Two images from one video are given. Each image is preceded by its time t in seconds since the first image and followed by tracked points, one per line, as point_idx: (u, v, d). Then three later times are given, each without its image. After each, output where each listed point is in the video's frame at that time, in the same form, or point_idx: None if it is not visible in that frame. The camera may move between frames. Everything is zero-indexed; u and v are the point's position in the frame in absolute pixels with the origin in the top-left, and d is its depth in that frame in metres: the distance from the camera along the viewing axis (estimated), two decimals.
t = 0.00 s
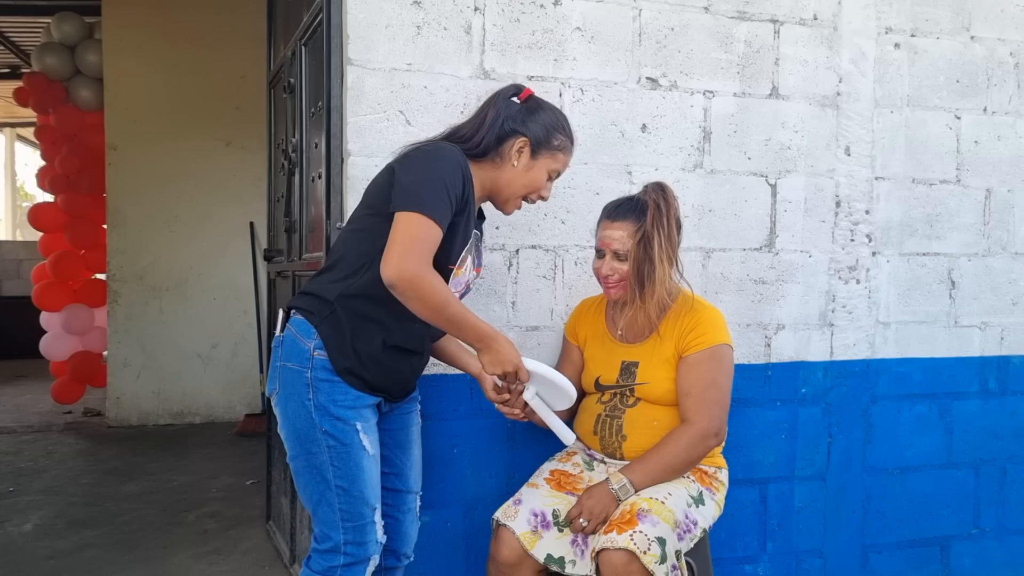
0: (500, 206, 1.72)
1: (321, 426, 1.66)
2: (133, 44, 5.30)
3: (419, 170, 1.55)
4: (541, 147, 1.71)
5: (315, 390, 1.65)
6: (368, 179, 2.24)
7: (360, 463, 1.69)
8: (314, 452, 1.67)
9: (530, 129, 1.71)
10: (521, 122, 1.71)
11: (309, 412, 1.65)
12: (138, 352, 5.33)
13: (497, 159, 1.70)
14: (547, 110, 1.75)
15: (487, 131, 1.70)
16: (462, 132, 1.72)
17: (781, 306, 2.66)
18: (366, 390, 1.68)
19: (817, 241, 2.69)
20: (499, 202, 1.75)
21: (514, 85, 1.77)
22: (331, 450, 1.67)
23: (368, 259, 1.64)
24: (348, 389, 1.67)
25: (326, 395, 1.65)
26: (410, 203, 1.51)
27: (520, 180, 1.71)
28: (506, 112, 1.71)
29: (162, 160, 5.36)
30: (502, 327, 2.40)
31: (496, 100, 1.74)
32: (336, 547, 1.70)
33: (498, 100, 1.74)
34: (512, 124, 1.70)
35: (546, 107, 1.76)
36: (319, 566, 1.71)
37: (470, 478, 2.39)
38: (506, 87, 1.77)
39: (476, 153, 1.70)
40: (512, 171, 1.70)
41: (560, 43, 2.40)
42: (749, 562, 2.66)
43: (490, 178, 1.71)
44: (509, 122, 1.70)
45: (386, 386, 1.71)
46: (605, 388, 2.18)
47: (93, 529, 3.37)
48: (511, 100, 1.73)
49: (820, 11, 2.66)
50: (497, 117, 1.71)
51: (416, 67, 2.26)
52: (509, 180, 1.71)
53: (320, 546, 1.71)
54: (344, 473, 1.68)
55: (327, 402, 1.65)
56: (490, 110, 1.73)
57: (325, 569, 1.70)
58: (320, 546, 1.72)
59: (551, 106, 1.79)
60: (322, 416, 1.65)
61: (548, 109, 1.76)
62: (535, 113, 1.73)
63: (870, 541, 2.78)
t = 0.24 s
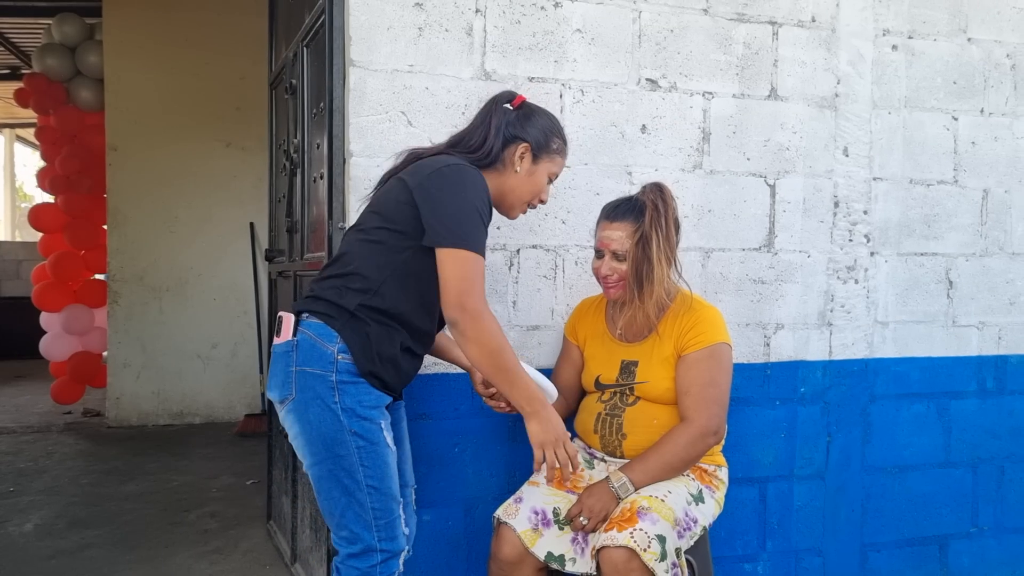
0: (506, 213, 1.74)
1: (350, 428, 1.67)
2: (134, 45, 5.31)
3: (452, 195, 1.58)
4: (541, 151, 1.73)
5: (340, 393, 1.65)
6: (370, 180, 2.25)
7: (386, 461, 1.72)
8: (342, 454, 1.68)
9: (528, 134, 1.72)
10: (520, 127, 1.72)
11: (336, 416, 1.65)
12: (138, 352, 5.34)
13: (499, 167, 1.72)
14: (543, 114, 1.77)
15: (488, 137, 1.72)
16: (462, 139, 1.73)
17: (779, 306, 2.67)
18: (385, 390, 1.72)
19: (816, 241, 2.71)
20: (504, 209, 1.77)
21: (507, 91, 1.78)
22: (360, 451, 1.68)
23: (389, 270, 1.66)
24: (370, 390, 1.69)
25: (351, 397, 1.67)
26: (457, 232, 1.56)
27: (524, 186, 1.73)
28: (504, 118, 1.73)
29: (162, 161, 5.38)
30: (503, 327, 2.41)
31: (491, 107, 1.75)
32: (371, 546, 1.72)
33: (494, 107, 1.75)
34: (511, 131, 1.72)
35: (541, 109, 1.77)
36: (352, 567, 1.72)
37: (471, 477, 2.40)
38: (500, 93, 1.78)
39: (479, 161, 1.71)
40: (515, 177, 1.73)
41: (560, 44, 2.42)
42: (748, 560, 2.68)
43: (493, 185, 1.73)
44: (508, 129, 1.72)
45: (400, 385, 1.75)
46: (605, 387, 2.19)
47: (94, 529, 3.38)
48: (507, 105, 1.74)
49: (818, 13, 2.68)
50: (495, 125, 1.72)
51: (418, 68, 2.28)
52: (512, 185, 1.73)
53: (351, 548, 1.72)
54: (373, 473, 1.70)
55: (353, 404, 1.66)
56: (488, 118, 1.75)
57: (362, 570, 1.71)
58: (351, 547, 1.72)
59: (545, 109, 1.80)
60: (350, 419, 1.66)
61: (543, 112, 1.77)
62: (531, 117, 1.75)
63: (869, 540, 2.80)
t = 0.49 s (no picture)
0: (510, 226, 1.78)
1: (362, 442, 1.70)
2: (132, 44, 5.31)
3: (493, 247, 1.62)
4: (541, 160, 1.77)
5: (352, 410, 1.68)
6: (367, 179, 2.25)
7: (393, 472, 1.76)
8: (355, 469, 1.69)
9: (528, 145, 1.75)
10: (520, 138, 1.75)
11: (348, 431, 1.68)
12: (136, 352, 5.33)
13: (503, 180, 1.75)
14: (539, 121, 1.79)
15: (490, 152, 1.74)
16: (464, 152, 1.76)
17: (777, 305, 2.68)
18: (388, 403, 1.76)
19: (814, 241, 2.71)
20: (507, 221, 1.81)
21: (501, 98, 1.80)
22: (371, 464, 1.71)
23: (407, 298, 1.68)
24: (376, 405, 1.73)
25: (363, 413, 1.69)
26: (506, 287, 1.63)
27: (526, 198, 1.78)
28: (503, 129, 1.75)
29: (160, 161, 5.37)
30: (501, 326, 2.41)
31: (488, 117, 1.77)
32: (383, 556, 1.73)
33: (491, 116, 1.77)
34: (512, 143, 1.75)
35: (535, 115, 1.80)
36: None
37: (469, 476, 2.41)
38: (494, 100, 1.79)
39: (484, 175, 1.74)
40: (518, 189, 1.77)
41: (558, 43, 2.42)
42: (746, 559, 2.68)
43: (497, 199, 1.76)
44: (509, 140, 1.75)
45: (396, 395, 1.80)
46: (602, 386, 2.19)
47: (93, 528, 3.38)
48: (504, 115, 1.76)
49: (816, 12, 2.68)
50: (496, 137, 1.74)
51: (415, 68, 2.28)
52: (515, 197, 1.77)
53: (363, 560, 1.72)
54: (384, 484, 1.73)
55: (365, 420, 1.69)
56: (486, 129, 1.76)
57: None
58: (363, 559, 1.72)
59: (538, 114, 1.82)
60: (361, 434, 1.70)
61: (538, 119, 1.80)
62: (528, 125, 1.78)
63: (866, 538, 2.80)
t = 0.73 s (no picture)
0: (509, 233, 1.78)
1: (359, 443, 1.70)
2: (130, 43, 5.31)
3: (491, 270, 1.62)
4: (537, 164, 1.77)
5: (349, 414, 1.68)
6: (365, 179, 2.25)
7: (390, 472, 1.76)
8: (353, 471, 1.69)
9: (523, 149, 1.75)
10: (515, 143, 1.75)
11: (345, 434, 1.68)
12: (135, 352, 5.33)
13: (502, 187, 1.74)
14: (533, 124, 1.79)
15: (488, 159, 1.73)
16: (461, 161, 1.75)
17: (775, 305, 2.68)
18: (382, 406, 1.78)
19: (811, 240, 2.71)
20: (506, 227, 1.81)
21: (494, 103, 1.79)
22: (370, 465, 1.72)
23: (401, 308, 1.68)
24: (370, 408, 1.74)
25: (359, 416, 1.70)
26: (502, 309, 1.62)
27: (525, 203, 1.78)
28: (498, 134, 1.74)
29: (159, 161, 5.37)
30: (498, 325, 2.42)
31: (482, 122, 1.76)
32: (386, 554, 1.73)
33: (485, 121, 1.76)
34: (508, 148, 1.74)
35: (528, 117, 1.79)
36: None
37: (467, 475, 2.41)
38: (487, 105, 1.79)
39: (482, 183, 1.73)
40: (516, 194, 1.77)
41: (556, 43, 2.42)
42: (744, 559, 2.68)
43: (496, 206, 1.76)
44: (504, 145, 1.74)
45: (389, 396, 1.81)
46: (599, 385, 2.20)
47: (91, 527, 3.38)
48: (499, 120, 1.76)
49: (814, 12, 2.69)
50: (492, 144, 1.74)
51: (413, 67, 2.28)
52: (514, 203, 1.77)
53: (366, 561, 1.71)
54: (383, 484, 1.73)
55: (361, 423, 1.70)
56: (482, 136, 1.75)
57: None
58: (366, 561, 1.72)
59: (530, 117, 1.82)
60: (357, 436, 1.70)
61: (531, 121, 1.79)
62: (522, 129, 1.77)
63: (864, 538, 2.80)
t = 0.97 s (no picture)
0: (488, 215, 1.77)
1: (347, 448, 1.68)
2: (129, 50, 5.32)
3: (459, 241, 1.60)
4: (516, 146, 1.75)
5: (337, 416, 1.67)
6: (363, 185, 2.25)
7: (381, 479, 1.74)
8: (340, 476, 1.68)
9: (501, 130, 1.74)
10: (493, 124, 1.74)
11: (333, 438, 1.67)
12: (133, 358, 5.34)
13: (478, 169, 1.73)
14: (512, 104, 1.78)
15: (464, 140, 1.72)
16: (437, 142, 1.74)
17: (773, 308, 2.68)
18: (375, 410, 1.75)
19: (809, 244, 2.71)
20: (486, 208, 1.80)
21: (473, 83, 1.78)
22: (357, 471, 1.69)
23: (382, 301, 1.67)
24: (361, 411, 1.72)
25: (348, 419, 1.68)
26: (470, 278, 1.59)
27: (503, 184, 1.77)
28: (475, 116, 1.73)
29: (157, 168, 5.38)
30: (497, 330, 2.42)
31: (460, 104, 1.75)
32: (371, 564, 1.70)
33: (463, 103, 1.75)
34: (486, 130, 1.73)
35: (507, 97, 1.78)
36: None
37: (466, 480, 2.41)
38: (466, 86, 1.78)
39: (458, 164, 1.72)
40: (494, 176, 1.75)
41: (553, 48, 2.43)
42: (743, 563, 2.68)
43: (473, 187, 1.75)
44: (482, 127, 1.73)
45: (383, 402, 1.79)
46: (598, 389, 2.20)
47: (90, 534, 3.37)
48: (476, 100, 1.75)
49: (810, 16, 2.70)
50: (468, 125, 1.73)
51: (411, 73, 2.29)
52: (492, 184, 1.76)
53: (350, 568, 1.69)
54: (371, 491, 1.70)
55: (349, 427, 1.68)
56: (459, 116, 1.75)
57: None
58: (350, 567, 1.69)
59: (510, 97, 1.80)
60: (346, 441, 1.68)
61: (511, 102, 1.78)
62: (501, 109, 1.76)
63: (864, 542, 2.80)
